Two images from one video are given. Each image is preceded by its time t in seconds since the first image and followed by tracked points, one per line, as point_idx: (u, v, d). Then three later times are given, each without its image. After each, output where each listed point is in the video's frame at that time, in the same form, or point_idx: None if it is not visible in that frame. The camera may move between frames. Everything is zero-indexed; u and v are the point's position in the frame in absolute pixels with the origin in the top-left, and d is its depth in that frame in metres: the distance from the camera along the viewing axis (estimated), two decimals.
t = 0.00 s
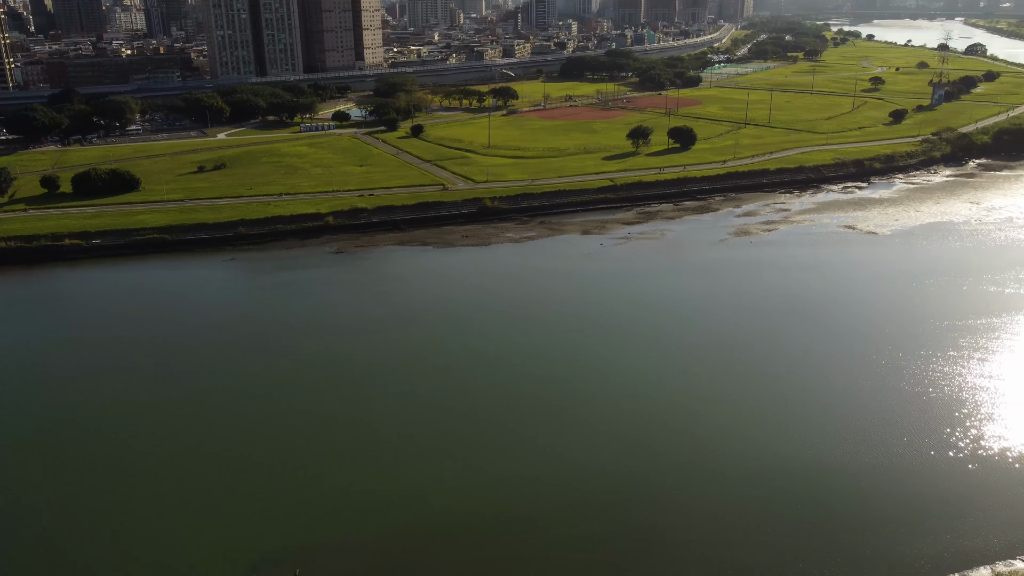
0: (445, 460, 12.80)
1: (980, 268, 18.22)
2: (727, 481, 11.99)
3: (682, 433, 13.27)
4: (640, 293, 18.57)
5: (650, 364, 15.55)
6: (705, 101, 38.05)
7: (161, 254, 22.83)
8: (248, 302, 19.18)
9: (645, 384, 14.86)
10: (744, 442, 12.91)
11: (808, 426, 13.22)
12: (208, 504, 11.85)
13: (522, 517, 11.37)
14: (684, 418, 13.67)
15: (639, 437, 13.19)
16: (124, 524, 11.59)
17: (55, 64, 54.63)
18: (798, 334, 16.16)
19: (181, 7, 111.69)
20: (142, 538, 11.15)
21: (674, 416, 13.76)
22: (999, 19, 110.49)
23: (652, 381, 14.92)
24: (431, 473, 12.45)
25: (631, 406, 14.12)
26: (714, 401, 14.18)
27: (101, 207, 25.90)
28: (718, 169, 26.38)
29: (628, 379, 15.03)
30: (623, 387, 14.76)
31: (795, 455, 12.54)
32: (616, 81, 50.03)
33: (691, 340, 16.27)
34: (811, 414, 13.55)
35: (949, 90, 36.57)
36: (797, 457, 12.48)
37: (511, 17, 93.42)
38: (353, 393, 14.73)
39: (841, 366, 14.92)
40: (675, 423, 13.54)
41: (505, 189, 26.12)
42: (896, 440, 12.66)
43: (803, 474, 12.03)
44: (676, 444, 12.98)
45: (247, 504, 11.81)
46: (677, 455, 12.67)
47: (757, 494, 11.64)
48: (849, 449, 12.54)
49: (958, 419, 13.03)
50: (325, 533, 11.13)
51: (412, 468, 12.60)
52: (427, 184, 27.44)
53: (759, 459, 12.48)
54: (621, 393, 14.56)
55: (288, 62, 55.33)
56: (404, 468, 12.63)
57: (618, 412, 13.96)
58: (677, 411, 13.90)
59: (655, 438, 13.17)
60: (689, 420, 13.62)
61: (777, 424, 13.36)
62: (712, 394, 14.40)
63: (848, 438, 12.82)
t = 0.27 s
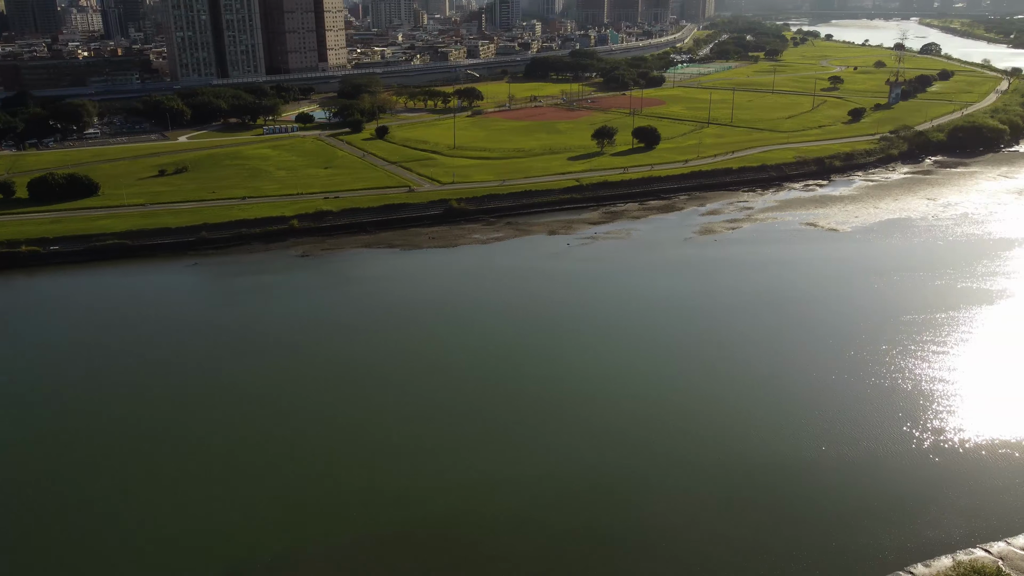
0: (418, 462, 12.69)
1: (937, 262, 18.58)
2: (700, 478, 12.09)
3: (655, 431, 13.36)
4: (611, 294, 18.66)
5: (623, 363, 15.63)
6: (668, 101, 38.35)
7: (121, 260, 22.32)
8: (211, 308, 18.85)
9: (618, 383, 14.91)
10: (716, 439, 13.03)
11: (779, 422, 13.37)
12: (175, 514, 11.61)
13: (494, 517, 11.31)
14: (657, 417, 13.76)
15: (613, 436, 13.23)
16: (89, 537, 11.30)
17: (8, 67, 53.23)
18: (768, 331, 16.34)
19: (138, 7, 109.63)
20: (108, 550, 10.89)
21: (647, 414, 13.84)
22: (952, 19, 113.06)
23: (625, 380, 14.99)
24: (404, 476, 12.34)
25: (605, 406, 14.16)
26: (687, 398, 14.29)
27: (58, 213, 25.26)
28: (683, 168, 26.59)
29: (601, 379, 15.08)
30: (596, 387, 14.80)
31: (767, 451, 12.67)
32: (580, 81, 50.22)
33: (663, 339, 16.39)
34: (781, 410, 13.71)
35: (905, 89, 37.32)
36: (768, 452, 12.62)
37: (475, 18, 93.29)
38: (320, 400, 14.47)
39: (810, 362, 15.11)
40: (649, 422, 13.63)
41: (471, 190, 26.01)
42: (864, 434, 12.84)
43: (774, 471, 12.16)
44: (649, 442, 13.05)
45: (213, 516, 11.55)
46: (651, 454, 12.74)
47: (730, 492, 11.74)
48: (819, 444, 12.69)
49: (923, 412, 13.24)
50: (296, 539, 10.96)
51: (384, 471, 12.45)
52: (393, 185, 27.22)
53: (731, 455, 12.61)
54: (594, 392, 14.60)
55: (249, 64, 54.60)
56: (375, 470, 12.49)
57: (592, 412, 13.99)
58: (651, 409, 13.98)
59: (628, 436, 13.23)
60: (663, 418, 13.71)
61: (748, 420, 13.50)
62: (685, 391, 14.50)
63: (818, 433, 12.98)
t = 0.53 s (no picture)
0: (388, 470, 12.64)
1: (896, 257, 18.92)
2: (670, 477, 12.19)
3: (626, 430, 13.43)
4: (579, 294, 18.72)
5: (593, 363, 15.70)
6: (632, 101, 38.55)
7: (80, 267, 21.80)
8: (175, 316, 18.53)
9: (588, 383, 14.97)
10: (686, 436, 13.14)
11: (746, 417, 13.52)
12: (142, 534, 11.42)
13: (466, 525, 11.31)
14: (628, 416, 13.84)
15: (583, 437, 13.29)
16: (53, 560, 11.10)
17: None
18: (735, 329, 16.51)
19: (94, 8, 107.35)
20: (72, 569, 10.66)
21: (617, 414, 13.92)
22: (906, 19, 115.33)
23: (595, 380, 15.05)
24: (374, 485, 12.28)
25: (575, 406, 14.23)
26: (657, 396, 14.39)
27: (14, 219, 24.57)
28: (647, 168, 26.76)
29: (571, 379, 15.13)
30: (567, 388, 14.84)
31: (734, 446, 12.80)
32: (544, 81, 50.28)
33: (632, 339, 16.50)
34: (749, 405, 13.86)
35: (863, 88, 37.98)
36: (737, 448, 12.75)
37: (438, 18, 92.86)
38: (288, 410, 14.38)
39: (777, 358, 15.29)
40: (619, 421, 13.70)
41: (436, 192, 25.87)
42: (829, 427, 13.02)
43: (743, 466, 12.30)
44: (619, 442, 13.13)
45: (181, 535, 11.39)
46: (621, 453, 12.82)
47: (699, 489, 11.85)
48: (786, 439, 12.85)
49: (885, 404, 13.46)
50: (267, 555, 10.88)
51: (355, 482, 12.38)
52: (358, 188, 26.98)
53: (700, 452, 12.72)
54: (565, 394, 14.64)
55: (210, 66, 53.75)
56: (345, 481, 12.41)
57: (562, 413, 14.03)
58: (620, 409, 14.06)
59: (599, 437, 13.29)
60: (633, 417, 13.79)
61: (717, 417, 13.62)
62: (659, 389, 14.58)
63: (785, 427, 13.13)
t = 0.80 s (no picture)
0: (358, 473, 12.52)
1: (857, 254, 19.21)
2: (640, 474, 12.25)
3: (596, 429, 13.47)
4: (548, 294, 18.73)
5: (564, 362, 15.71)
6: (597, 101, 38.72)
7: (36, 274, 21.27)
8: (137, 323, 18.17)
9: (558, 382, 14.98)
10: (656, 434, 13.22)
11: (715, 413, 13.63)
12: (105, 547, 11.17)
13: (437, 526, 11.24)
14: (598, 414, 13.88)
15: (554, 436, 13.31)
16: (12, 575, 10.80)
17: None
18: (703, 327, 16.64)
19: (49, 11, 105.36)
20: None
21: (587, 412, 13.95)
22: (863, 19, 117.46)
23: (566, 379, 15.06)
24: (344, 489, 12.15)
25: (545, 405, 14.23)
26: (627, 394, 14.45)
27: None
28: (612, 168, 26.87)
29: (542, 379, 15.13)
30: (537, 387, 14.84)
31: (703, 442, 12.91)
32: (509, 82, 50.29)
33: (602, 337, 16.55)
34: (717, 401, 13.98)
35: (822, 87, 38.58)
36: (706, 444, 12.85)
37: (402, 19, 92.37)
38: (254, 417, 14.16)
39: (744, 354, 15.44)
40: (590, 419, 13.74)
41: (402, 193, 25.72)
42: (796, 422, 13.18)
43: (712, 462, 12.40)
44: (590, 440, 13.17)
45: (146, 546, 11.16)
46: (592, 451, 12.86)
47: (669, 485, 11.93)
48: (754, 434, 12.98)
49: (849, 399, 13.65)
50: (235, 564, 10.70)
51: (324, 486, 12.24)
52: (322, 190, 26.71)
53: (670, 449, 12.81)
54: (535, 393, 14.64)
55: (169, 68, 52.84)
56: (314, 485, 12.26)
57: (533, 412, 14.02)
58: (591, 407, 14.10)
59: (569, 435, 13.32)
60: (603, 416, 13.83)
61: (686, 413, 13.72)
62: (627, 387, 14.66)
63: (752, 423, 13.26)
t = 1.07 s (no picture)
0: (327, 477, 12.38)
1: (820, 250, 19.50)
2: (612, 469, 12.33)
3: (569, 426, 13.51)
4: (517, 294, 18.73)
5: (535, 360, 15.74)
6: (561, 101, 38.81)
7: None
8: (97, 331, 17.75)
9: (530, 380, 15.00)
10: (628, 430, 13.29)
11: (683, 409, 13.73)
12: (67, 561, 10.88)
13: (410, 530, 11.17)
14: (569, 412, 13.92)
15: (526, 434, 13.32)
16: None
17: None
18: (673, 324, 16.76)
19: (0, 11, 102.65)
20: None
21: (560, 410, 13.98)
22: (822, 19, 119.34)
23: (537, 377, 15.09)
24: (313, 494, 12.01)
25: (514, 405, 14.21)
26: (599, 391, 14.52)
27: None
28: (577, 168, 26.93)
29: (513, 378, 15.14)
30: (509, 386, 14.85)
31: (674, 437, 13.01)
32: (473, 82, 50.17)
33: (574, 336, 16.60)
34: (688, 397, 14.08)
35: (782, 86, 39.13)
36: (676, 439, 12.97)
37: (364, 20, 91.62)
38: (219, 425, 13.91)
39: (711, 350, 15.58)
40: (561, 417, 13.77)
41: (368, 195, 25.50)
42: (763, 417, 13.34)
43: (683, 457, 12.51)
44: (562, 437, 13.21)
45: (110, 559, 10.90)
46: (564, 449, 12.89)
47: (642, 481, 12.02)
48: (723, 429, 13.11)
49: (816, 393, 13.83)
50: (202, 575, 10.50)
51: (295, 491, 12.09)
52: (286, 193, 26.39)
53: (641, 445, 12.89)
54: (507, 392, 14.64)
55: (128, 69, 51.79)
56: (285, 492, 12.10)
57: (505, 412, 14.01)
58: (564, 405, 14.13)
59: (542, 433, 13.34)
60: (575, 413, 13.88)
61: (657, 409, 13.82)
62: (596, 385, 14.70)
63: (721, 418, 13.40)
